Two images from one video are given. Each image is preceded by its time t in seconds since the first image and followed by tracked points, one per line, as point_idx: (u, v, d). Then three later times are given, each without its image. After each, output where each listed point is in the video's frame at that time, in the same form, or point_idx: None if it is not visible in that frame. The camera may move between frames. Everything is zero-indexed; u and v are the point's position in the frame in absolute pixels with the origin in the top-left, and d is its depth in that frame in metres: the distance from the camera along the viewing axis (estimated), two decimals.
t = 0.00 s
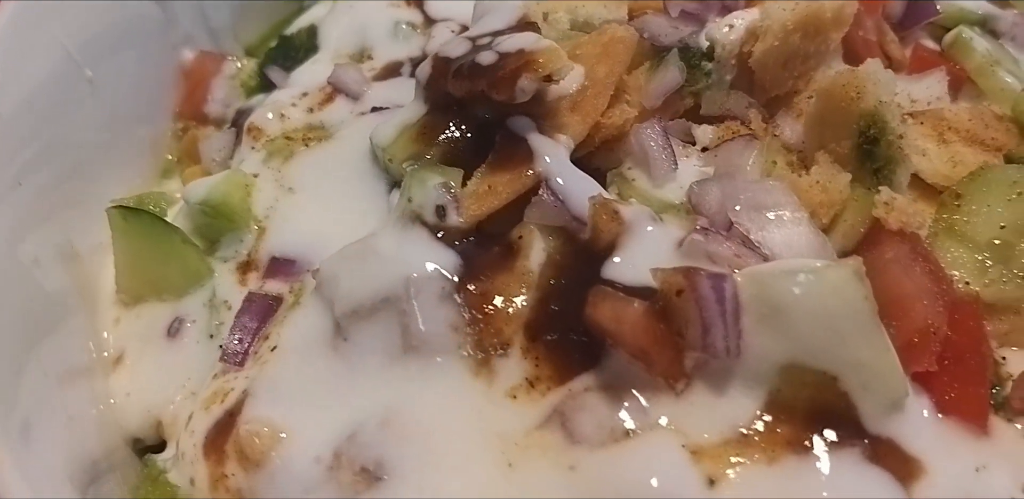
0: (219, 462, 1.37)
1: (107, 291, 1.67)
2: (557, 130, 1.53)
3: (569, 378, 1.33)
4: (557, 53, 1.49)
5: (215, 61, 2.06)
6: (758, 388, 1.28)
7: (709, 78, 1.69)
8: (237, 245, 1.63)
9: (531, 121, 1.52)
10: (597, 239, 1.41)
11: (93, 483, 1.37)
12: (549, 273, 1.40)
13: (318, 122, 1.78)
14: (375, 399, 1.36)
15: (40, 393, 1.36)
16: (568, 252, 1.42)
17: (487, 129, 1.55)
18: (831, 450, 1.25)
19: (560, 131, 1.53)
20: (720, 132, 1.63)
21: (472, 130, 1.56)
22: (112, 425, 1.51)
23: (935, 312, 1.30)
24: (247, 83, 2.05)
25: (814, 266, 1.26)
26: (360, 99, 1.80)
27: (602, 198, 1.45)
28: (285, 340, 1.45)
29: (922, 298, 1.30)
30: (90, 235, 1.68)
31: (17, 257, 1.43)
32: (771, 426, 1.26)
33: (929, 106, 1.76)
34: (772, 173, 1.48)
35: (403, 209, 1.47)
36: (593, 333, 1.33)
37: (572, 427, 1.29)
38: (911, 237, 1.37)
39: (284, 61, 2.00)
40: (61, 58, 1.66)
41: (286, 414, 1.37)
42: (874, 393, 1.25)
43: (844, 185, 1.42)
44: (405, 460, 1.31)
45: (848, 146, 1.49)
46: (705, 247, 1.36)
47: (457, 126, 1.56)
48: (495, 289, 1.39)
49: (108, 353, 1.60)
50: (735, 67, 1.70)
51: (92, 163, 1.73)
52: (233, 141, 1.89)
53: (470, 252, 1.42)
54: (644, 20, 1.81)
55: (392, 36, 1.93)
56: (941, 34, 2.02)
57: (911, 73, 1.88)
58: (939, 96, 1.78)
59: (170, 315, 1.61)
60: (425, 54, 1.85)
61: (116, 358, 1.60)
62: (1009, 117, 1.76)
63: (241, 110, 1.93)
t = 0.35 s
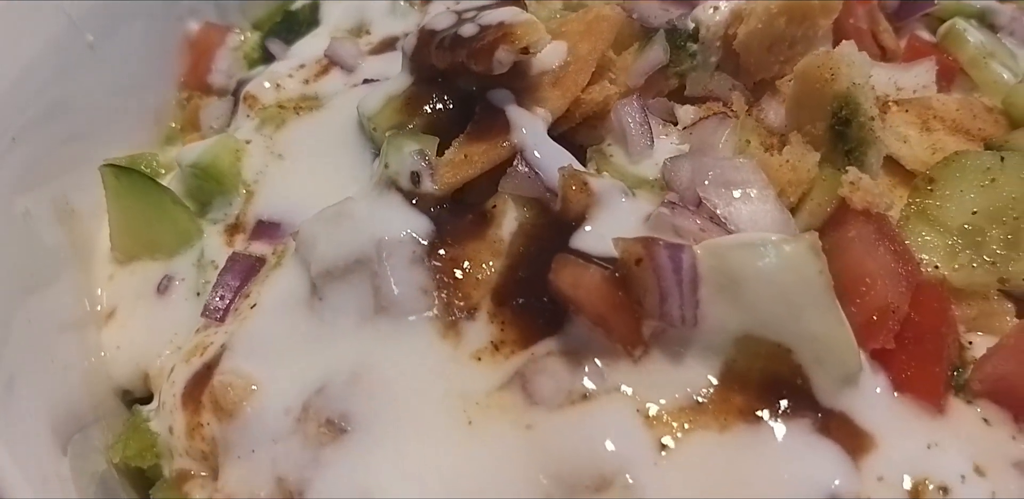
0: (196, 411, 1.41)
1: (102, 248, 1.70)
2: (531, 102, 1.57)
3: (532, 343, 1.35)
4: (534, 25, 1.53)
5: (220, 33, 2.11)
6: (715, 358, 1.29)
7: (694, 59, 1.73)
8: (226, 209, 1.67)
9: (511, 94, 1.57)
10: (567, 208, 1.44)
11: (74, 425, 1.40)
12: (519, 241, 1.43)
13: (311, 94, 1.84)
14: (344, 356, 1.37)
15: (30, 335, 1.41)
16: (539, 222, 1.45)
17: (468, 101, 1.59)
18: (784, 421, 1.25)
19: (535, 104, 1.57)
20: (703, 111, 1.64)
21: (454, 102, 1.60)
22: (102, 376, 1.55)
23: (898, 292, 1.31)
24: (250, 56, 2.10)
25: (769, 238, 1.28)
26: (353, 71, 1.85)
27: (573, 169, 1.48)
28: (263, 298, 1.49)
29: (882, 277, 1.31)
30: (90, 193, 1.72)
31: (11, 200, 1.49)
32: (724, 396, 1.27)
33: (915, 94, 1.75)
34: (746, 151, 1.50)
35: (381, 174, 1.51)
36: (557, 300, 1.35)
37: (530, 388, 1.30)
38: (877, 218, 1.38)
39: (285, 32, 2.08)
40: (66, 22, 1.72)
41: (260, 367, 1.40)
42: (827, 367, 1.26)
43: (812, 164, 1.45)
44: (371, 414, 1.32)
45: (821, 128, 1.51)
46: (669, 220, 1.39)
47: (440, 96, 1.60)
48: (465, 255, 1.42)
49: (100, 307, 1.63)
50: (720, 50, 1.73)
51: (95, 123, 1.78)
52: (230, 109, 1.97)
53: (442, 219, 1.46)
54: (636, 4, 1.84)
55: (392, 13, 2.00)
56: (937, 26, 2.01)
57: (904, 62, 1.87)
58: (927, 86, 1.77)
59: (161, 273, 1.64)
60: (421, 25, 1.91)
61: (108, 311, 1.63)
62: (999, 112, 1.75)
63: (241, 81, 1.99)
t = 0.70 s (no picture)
0: (179, 367, 1.47)
1: (103, 212, 1.73)
2: (520, 82, 1.61)
3: (504, 312, 1.39)
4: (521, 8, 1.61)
5: (230, 9, 2.16)
6: (678, 333, 1.32)
7: (684, 47, 1.77)
8: (223, 176, 1.73)
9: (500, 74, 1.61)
10: (546, 184, 1.47)
11: (65, 374, 1.46)
12: (497, 214, 1.48)
13: (311, 70, 1.89)
14: (323, 318, 1.42)
15: (25, 288, 1.46)
16: (518, 197, 1.49)
17: (459, 80, 1.64)
18: (741, 396, 1.29)
19: (523, 83, 1.61)
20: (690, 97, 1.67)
21: (446, 80, 1.65)
22: (97, 333, 1.59)
23: (862, 275, 1.33)
24: (258, 32, 2.15)
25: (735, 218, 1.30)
26: (354, 49, 1.91)
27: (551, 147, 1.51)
28: (251, 262, 1.54)
29: (847, 261, 1.33)
30: (93, 157, 1.76)
31: (12, 156, 1.53)
32: (684, 370, 1.31)
33: (903, 89, 1.77)
34: (725, 136, 1.52)
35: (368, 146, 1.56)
36: (529, 272, 1.39)
37: (498, 354, 1.34)
38: (848, 204, 1.41)
39: (292, 13, 2.18)
40: None
41: (242, 326, 1.45)
42: (787, 345, 1.29)
43: (787, 149, 1.48)
44: (343, 375, 1.36)
45: (800, 117, 1.54)
46: (644, 199, 1.42)
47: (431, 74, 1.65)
48: (445, 226, 1.48)
49: (98, 267, 1.67)
50: (711, 38, 1.77)
51: (103, 92, 1.84)
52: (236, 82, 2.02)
53: (424, 190, 1.51)
54: None
55: None
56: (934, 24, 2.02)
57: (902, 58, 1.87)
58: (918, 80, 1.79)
59: (158, 237, 1.69)
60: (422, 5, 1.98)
61: (106, 272, 1.67)
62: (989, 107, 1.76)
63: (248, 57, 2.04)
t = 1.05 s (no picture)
0: (174, 331, 1.54)
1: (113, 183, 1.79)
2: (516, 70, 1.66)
3: (485, 288, 1.43)
4: None
5: None
6: (651, 313, 1.37)
7: (681, 41, 1.80)
8: (228, 152, 1.80)
9: (496, 60, 1.67)
10: (533, 166, 1.51)
11: (67, 333, 1.52)
12: (484, 194, 1.52)
13: (319, 53, 1.96)
14: (313, 288, 1.47)
15: (32, 249, 1.53)
16: (507, 179, 1.54)
17: (458, 65, 1.71)
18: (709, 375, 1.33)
19: (519, 71, 1.66)
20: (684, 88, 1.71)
21: (446, 65, 1.71)
22: (101, 297, 1.66)
23: (833, 263, 1.36)
24: (273, 16, 2.22)
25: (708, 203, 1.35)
26: (363, 33, 1.97)
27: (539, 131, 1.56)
28: (248, 234, 1.60)
29: (820, 251, 1.36)
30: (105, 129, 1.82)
31: (28, 123, 1.60)
32: (655, 349, 1.35)
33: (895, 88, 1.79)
34: (711, 126, 1.57)
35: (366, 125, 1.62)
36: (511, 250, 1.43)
37: (477, 328, 1.39)
38: (824, 195, 1.45)
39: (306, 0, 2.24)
40: None
41: (235, 293, 1.51)
42: (752, 328, 1.33)
43: (768, 140, 1.53)
44: (327, 343, 1.41)
45: (786, 111, 1.59)
46: (626, 184, 1.46)
47: (432, 59, 1.72)
48: (435, 204, 1.52)
49: (105, 236, 1.73)
50: (707, 33, 1.81)
51: (119, 68, 1.91)
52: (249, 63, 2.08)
53: (415, 170, 1.57)
54: None
55: None
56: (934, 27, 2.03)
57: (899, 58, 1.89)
58: (909, 80, 1.81)
59: (162, 208, 1.76)
60: None
61: (112, 241, 1.73)
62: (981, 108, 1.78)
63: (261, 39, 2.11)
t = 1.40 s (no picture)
0: (177, 297, 1.61)
1: (127, 158, 1.88)
2: (515, 62, 1.72)
3: (472, 267, 1.49)
4: None
5: None
6: (627, 296, 1.43)
7: (680, 39, 1.83)
8: (238, 131, 1.88)
9: (496, 51, 1.74)
10: (524, 152, 1.57)
11: (76, 295, 1.60)
12: (476, 178, 1.58)
13: (331, 39, 2.03)
14: (309, 262, 1.55)
15: (47, 216, 1.61)
16: (499, 164, 1.59)
17: (461, 54, 1.77)
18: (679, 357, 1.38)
19: (517, 62, 1.72)
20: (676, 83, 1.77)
21: (450, 53, 1.78)
22: (111, 263, 1.74)
23: (807, 254, 1.40)
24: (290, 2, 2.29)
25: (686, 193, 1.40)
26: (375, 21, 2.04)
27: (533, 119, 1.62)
28: (252, 209, 1.67)
29: (795, 243, 1.41)
30: (124, 106, 1.91)
31: (49, 98, 1.68)
32: (628, 329, 1.40)
33: (886, 89, 1.84)
34: (699, 119, 1.63)
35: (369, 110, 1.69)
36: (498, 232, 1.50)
37: (460, 305, 1.45)
38: (803, 190, 1.49)
39: None
40: None
41: (235, 264, 1.59)
42: (722, 313, 1.39)
43: (752, 135, 1.59)
44: (319, 314, 1.48)
45: (773, 108, 1.64)
46: (611, 172, 1.52)
47: (436, 47, 1.79)
48: (428, 186, 1.59)
49: (119, 207, 1.81)
50: (705, 28, 1.84)
51: (139, 47, 1.99)
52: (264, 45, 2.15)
53: (412, 153, 1.63)
54: None
55: None
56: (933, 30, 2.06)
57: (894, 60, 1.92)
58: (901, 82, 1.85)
59: (173, 183, 1.83)
60: None
61: (125, 212, 1.81)
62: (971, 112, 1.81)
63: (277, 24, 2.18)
